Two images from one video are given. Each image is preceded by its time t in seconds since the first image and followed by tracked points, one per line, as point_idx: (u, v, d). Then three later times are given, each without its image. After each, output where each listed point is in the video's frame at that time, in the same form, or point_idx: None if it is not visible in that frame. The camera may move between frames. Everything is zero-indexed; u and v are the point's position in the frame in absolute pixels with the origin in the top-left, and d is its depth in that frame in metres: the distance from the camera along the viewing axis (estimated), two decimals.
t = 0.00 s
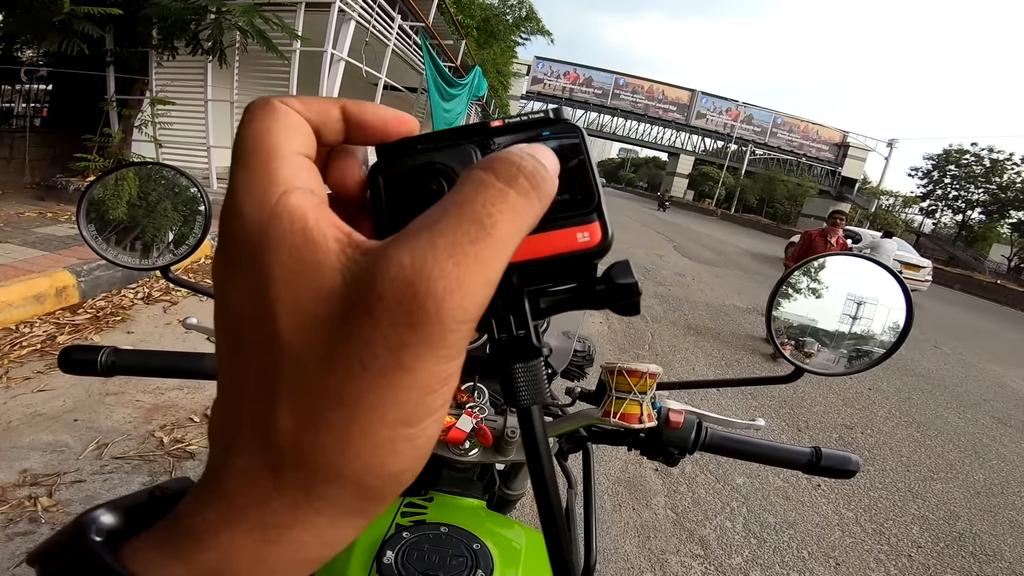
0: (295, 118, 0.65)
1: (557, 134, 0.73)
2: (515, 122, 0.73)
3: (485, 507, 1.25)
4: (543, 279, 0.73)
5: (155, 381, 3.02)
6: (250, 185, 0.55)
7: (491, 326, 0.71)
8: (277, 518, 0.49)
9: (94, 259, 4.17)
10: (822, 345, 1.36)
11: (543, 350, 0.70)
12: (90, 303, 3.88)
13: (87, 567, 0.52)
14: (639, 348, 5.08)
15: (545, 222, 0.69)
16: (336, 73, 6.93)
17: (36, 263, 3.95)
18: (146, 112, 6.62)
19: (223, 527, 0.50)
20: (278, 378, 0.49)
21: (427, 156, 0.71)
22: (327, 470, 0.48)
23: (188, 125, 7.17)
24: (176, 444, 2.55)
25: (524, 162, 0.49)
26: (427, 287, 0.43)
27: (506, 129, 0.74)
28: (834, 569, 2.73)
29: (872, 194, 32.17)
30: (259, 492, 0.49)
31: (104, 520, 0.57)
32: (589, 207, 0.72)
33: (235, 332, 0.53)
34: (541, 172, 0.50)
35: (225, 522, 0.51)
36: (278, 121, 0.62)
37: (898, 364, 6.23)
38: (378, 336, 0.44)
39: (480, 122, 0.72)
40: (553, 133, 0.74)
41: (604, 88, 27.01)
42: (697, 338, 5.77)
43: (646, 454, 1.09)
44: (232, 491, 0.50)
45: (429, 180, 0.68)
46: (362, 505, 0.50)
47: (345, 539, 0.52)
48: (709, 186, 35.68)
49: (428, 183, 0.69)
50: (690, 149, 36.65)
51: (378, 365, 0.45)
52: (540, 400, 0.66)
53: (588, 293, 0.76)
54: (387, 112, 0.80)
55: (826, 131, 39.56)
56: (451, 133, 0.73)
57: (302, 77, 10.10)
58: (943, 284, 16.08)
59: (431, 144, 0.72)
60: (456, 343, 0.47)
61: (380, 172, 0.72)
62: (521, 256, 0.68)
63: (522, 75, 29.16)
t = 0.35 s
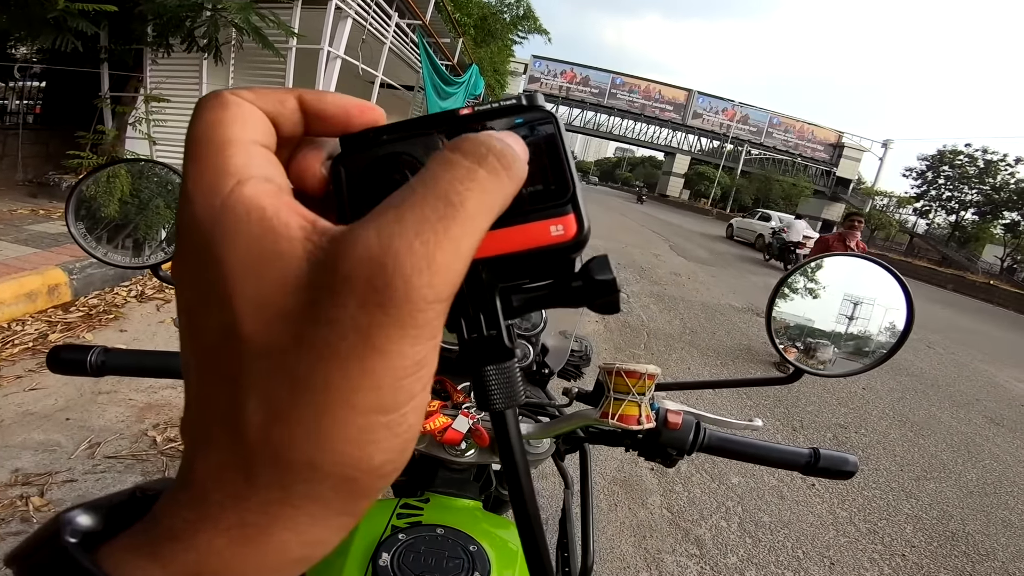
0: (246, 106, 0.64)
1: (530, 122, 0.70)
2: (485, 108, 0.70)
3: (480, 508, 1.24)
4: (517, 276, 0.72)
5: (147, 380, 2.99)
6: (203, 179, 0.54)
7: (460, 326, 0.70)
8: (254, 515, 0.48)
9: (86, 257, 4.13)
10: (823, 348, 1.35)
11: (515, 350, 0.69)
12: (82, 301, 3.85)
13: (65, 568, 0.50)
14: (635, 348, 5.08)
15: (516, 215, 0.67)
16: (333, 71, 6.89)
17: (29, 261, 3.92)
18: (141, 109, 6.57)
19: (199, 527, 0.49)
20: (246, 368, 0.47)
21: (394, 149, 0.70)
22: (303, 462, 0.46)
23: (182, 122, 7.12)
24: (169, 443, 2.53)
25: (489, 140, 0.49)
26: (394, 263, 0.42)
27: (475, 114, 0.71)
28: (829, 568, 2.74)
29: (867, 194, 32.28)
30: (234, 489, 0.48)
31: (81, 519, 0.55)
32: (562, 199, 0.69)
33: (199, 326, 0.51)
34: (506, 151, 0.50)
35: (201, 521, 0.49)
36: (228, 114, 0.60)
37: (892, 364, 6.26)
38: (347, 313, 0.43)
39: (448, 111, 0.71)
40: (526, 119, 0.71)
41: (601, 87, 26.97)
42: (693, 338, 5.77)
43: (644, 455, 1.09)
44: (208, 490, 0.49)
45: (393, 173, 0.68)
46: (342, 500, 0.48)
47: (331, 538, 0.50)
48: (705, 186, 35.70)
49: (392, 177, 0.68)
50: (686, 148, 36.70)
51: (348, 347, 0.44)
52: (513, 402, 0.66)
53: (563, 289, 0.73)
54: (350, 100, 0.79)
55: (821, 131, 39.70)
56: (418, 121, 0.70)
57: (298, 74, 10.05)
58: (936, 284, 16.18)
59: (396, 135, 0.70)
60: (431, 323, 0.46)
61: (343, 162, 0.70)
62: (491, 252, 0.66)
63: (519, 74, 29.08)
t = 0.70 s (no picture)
0: (263, 96, 0.64)
1: (552, 117, 0.74)
2: (508, 103, 0.74)
3: (480, 506, 1.23)
4: (536, 271, 0.70)
5: (145, 377, 2.98)
6: (210, 177, 0.53)
7: (480, 319, 0.66)
8: (220, 535, 0.47)
9: (85, 253, 4.12)
10: (824, 349, 1.35)
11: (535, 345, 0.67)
12: (80, 297, 3.84)
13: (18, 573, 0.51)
14: (633, 347, 5.09)
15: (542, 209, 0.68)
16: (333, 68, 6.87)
17: (26, 257, 3.90)
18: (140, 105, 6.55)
19: (160, 543, 0.48)
20: (227, 385, 0.47)
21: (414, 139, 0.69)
22: (274, 492, 0.45)
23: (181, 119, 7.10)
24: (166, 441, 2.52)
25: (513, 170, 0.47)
26: (388, 299, 0.41)
27: (498, 108, 0.72)
28: (825, 568, 2.74)
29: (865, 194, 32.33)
30: (200, 509, 0.47)
31: (48, 530, 0.57)
32: (586, 194, 0.72)
33: (189, 334, 0.51)
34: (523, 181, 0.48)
35: (166, 535, 0.48)
36: (249, 107, 0.60)
37: (888, 364, 6.27)
38: (332, 343, 0.42)
39: (471, 103, 0.72)
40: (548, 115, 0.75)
41: (600, 86, 26.95)
42: (691, 338, 5.77)
43: (644, 454, 1.08)
44: (175, 506, 0.49)
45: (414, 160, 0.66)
46: (307, 532, 0.47)
47: (297, 565, 0.50)
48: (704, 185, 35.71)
49: (413, 165, 0.66)
50: (686, 147, 36.64)
51: (328, 383, 0.43)
52: (532, 399, 0.65)
53: (584, 286, 0.72)
54: (369, 90, 0.77)
55: (820, 131, 39.73)
56: (438, 113, 0.71)
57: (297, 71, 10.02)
58: (933, 284, 16.21)
59: (417, 124, 0.70)
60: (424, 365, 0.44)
61: (360, 152, 0.70)
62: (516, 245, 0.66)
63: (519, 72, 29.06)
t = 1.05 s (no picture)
0: (258, 93, 0.63)
1: (548, 116, 0.73)
2: (504, 102, 0.72)
3: (483, 505, 1.23)
4: (532, 272, 0.71)
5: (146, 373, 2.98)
6: (203, 168, 0.53)
7: (475, 321, 0.69)
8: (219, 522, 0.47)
9: (87, 249, 4.13)
10: (829, 349, 1.35)
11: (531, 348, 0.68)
12: (82, 293, 3.84)
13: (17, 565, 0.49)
14: (634, 348, 5.09)
15: (536, 211, 0.67)
16: (336, 66, 6.86)
17: (28, 252, 3.91)
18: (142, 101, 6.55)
19: (160, 532, 0.48)
20: (223, 374, 0.47)
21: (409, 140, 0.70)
22: (270, 476, 0.45)
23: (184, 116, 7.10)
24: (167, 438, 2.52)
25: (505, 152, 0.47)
26: (379, 280, 0.40)
27: (493, 109, 0.72)
28: (823, 569, 2.74)
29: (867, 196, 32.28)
30: (200, 497, 0.47)
31: (45, 523, 0.55)
32: (583, 194, 0.71)
33: (187, 324, 0.51)
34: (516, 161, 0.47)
35: (164, 523, 0.48)
36: (240, 102, 0.60)
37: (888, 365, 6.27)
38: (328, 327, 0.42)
39: (466, 103, 0.71)
40: (545, 114, 0.74)
41: (603, 86, 26.91)
42: (692, 338, 5.76)
43: (647, 453, 1.08)
44: (174, 494, 0.48)
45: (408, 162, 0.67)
46: (309, 516, 0.47)
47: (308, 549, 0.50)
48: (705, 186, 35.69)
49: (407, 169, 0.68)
50: (688, 147, 36.61)
51: (322, 362, 0.43)
52: (528, 401, 0.66)
53: (581, 288, 0.72)
54: (365, 90, 0.77)
55: (822, 132, 39.68)
56: (431, 113, 0.71)
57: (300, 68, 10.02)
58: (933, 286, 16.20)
59: (411, 127, 0.70)
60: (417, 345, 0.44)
61: (354, 153, 0.70)
62: (510, 249, 0.65)
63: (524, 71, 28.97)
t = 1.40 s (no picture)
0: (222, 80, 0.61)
1: (525, 117, 0.74)
2: (481, 104, 0.72)
3: (489, 505, 1.23)
4: (511, 276, 0.73)
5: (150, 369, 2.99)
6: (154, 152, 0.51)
7: (453, 326, 0.68)
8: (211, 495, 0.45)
9: (93, 245, 4.14)
10: (842, 352, 1.32)
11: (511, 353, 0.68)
12: (87, 289, 3.85)
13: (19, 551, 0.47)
14: (637, 348, 5.08)
15: (511, 213, 0.67)
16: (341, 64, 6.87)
17: (33, 248, 3.92)
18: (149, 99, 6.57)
19: (158, 510, 0.46)
20: (190, 345, 0.45)
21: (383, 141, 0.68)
22: (255, 439, 0.43)
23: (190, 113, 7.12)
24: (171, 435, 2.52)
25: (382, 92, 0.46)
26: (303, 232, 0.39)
27: (470, 110, 0.72)
28: (824, 571, 2.73)
29: (871, 198, 32.15)
30: (192, 471, 0.45)
31: (45, 505, 0.52)
32: (561, 196, 0.69)
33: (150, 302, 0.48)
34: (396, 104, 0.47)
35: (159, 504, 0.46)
36: (214, 89, 0.58)
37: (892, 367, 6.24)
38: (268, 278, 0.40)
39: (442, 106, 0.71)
40: (521, 114, 0.74)
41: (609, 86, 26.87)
42: (696, 339, 5.75)
43: (655, 454, 1.08)
44: (168, 473, 0.46)
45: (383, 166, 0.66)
46: (305, 480, 0.46)
47: (296, 521, 0.49)
48: (709, 186, 35.63)
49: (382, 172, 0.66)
50: (692, 148, 36.55)
51: (272, 324, 0.41)
52: (509, 406, 0.64)
53: (560, 291, 0.73)
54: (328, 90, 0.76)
55: (827, 134, 39.57)
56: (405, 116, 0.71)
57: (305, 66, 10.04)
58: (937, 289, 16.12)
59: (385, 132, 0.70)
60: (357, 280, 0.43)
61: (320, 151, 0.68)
62: (484, 252, 0.67)
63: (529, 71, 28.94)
